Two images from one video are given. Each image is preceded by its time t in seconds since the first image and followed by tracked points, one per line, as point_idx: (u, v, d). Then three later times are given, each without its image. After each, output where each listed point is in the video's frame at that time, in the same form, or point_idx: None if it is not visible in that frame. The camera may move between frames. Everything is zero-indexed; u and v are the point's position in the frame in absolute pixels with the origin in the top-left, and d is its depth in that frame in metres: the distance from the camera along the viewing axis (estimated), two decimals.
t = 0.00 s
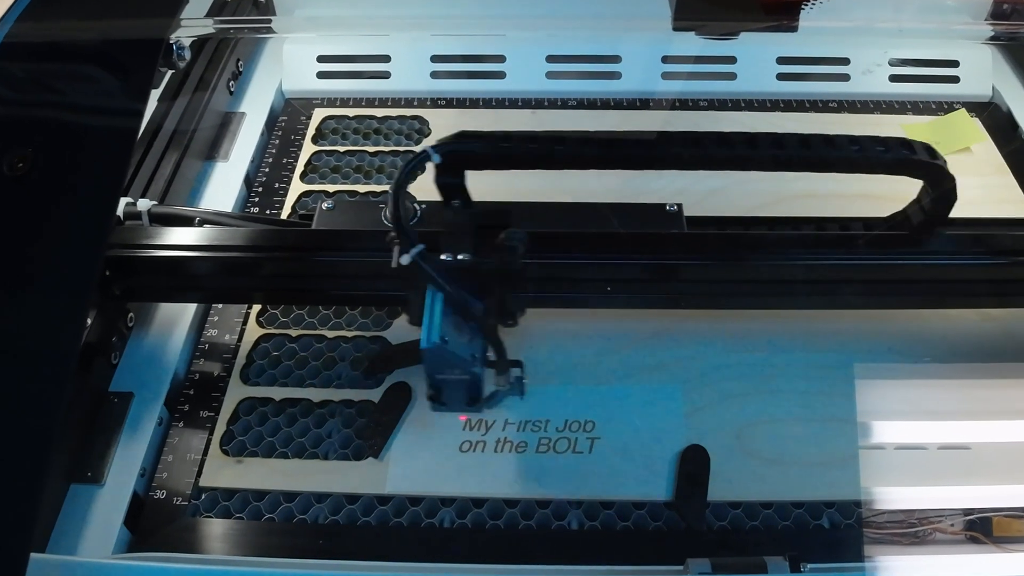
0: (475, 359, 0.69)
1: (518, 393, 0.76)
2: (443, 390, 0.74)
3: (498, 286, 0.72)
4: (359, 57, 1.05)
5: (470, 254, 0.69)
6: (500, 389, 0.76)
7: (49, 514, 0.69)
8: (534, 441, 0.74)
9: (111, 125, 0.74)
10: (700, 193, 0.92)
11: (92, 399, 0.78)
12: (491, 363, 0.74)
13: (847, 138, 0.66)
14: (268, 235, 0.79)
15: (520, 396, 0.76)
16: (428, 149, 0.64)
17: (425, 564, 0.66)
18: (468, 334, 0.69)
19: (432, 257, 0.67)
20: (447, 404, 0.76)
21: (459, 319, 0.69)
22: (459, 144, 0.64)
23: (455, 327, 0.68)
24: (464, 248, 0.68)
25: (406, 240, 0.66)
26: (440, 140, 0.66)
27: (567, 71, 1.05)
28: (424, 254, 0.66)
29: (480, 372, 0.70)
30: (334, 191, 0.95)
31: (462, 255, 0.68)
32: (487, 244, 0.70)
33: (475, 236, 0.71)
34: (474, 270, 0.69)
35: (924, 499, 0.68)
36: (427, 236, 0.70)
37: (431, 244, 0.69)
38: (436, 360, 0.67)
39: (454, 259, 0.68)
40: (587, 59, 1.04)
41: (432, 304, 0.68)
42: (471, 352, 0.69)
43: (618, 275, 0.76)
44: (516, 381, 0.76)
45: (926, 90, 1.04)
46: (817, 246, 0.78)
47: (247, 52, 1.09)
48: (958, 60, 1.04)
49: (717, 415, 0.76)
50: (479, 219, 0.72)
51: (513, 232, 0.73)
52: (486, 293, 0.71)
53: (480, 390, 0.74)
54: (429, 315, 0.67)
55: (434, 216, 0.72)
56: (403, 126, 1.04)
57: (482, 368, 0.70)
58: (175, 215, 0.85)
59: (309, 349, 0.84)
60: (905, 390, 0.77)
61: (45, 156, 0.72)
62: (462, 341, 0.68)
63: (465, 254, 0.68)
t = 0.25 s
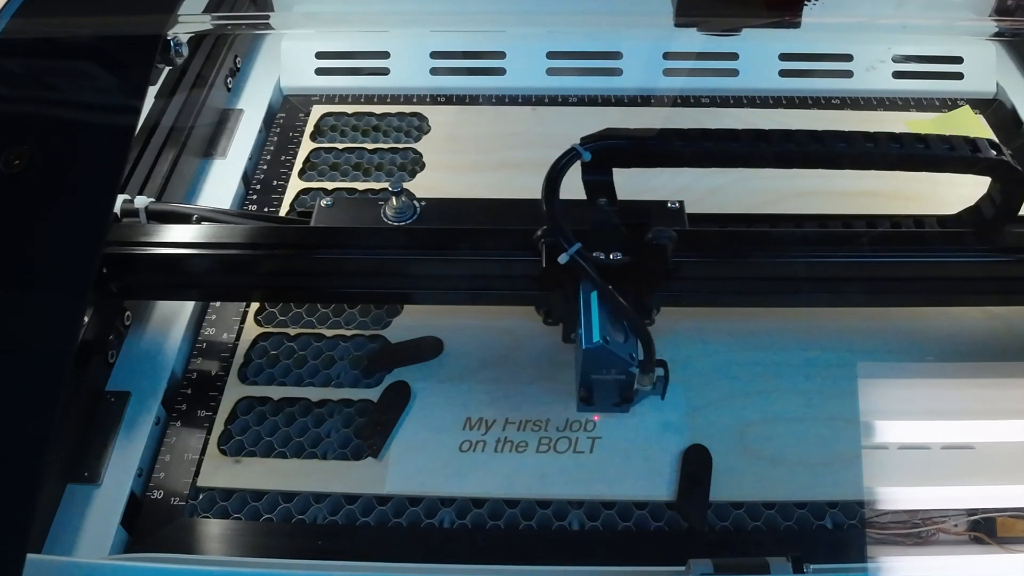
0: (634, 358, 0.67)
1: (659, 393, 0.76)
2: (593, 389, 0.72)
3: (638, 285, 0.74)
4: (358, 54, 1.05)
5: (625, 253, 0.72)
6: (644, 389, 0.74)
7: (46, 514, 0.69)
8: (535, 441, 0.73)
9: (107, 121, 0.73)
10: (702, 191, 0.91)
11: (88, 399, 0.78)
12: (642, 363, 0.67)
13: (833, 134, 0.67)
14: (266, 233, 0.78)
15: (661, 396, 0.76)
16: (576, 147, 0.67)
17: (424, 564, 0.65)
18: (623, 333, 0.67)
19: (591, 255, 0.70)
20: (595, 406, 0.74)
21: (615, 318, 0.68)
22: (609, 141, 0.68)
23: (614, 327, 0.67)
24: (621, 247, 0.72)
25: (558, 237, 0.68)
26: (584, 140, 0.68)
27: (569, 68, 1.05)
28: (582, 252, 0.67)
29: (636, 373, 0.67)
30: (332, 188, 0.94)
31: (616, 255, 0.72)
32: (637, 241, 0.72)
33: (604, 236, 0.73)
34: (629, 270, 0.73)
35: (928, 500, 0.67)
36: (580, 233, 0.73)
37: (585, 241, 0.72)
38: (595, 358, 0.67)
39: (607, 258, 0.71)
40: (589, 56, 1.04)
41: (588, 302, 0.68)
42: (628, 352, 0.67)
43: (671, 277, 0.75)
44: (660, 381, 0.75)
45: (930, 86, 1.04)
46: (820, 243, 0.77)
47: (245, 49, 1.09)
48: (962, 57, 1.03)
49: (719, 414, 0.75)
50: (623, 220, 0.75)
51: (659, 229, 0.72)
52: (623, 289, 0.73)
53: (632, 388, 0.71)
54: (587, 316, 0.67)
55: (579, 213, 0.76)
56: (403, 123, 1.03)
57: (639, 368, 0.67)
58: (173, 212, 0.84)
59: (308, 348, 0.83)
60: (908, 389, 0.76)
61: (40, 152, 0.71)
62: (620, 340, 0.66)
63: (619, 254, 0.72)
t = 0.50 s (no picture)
0: (474, 356, 0.68)
1: (514, 389, 0.74)
2: (439, 387, 0.72)
3: (495, 281, 0.71)
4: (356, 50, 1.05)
5: (467, 248, 0.68)
6: (496, 386, 0.74)
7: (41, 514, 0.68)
8: (534, 440, 0.73)
9: (103, 117, 0.72)
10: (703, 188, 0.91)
11: (84, 398, 0.77)
12: (486, 358, 0.73)
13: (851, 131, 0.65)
14: (263, 230, 0.77)
15: (517, 392, 0.74)
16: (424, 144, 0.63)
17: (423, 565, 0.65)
18: (463, 329, 0.68)
19: (432, 252, 0.67)
20: (444, 401, 0.74)
21: (455, 314, 0.68)
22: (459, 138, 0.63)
23: (453, 322, 0.68)
24: (462, 243, 0.68)
25: (402, 236, 0.66)
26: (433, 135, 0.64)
27: (568, 64, 1.04)
28: (421, 248, 0.66)
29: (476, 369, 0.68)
30: (330, 185, 0.94)
31: (461, 250, 0.68)
32: (485, 236, 0.70)
33: (455, 232, 0.70)
34: (474, 265, 0.69)
35: (932, 500, 0.67)
36: (424, 229, 0.70)
37: (428, 237, 0.69)
38: (434, 355, 0.66)
39: (453, 253, 0.68)
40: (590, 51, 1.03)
41: (429, 299, 0.67)
42: (469, 348, 0.68)
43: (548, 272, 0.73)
44: (514, 378, 0.74)
45: (934, 83, 1.03)
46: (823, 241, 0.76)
47: (243, 45, 1.08)
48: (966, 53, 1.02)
49: (721, 413, 0.74)
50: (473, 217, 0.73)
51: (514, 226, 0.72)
52: (483, 283, 0.70)
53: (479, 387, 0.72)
54: (426, 309, 0.66)
55: (438, 211, 0.74)
56: (402, 120, 1.02)
57: (478, 366, 0.69)
58: (169, 210, 0.84)
59: (305, 347, 0.83)
60: (911, 387, 0.76)
61: (36, 148, 0.70)
62: (457, 336, 0.67)
63: (463, 248, 0.68)
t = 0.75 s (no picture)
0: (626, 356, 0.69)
1: (655, 390, 0.74)
2: (588, 386, 0.73)
3: (628, 280, 0.72)
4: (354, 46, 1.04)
5: (615, 247, 0.69)
6: (641, 385, 0.73)
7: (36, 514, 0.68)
8: (535, 440, 0.72)
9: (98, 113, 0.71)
10: (705, 185, 0.90)
11: (80, 397, 0.76)
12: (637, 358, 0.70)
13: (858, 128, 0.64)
14: (261, 228, 0.77)
15: (657, 393, 0.74)
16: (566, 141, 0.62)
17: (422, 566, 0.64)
18: (618, 329, 0.68)
19: (582, 250, 0.67)
20: (591, 403, 0.74)
21: (609, 314, 0.68)
22: (603, 134, 0.60)
23: (608, 322, 0.67)
24: (609, 241, 0.69)
25: (554, 232, 0.67)
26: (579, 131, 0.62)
27: (570, 60, 1.03)
28: (576, 246, 0.66)
29: (631, 369, 0.70)
30: (329, 182, 0.93)
31: (607, 249, 0.69)
32: (630, 235, 0.69)
33: (601, 230, 0.69)
34: (610, 263, 0.70)
35: (936, 500, 0.66)
36: (572, 228, 0.69)
37: (577, 237, 0.68)
38: (590, 352, 0.68)
39: (599, 252, 0.68)
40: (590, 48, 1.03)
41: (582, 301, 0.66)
42: (621, 349, 0.68)
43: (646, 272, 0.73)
44: (655, 379, 0.72)
45: (938, 79, 1.03)
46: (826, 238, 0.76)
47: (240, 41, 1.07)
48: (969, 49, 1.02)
49: (722, 413, 0.74)
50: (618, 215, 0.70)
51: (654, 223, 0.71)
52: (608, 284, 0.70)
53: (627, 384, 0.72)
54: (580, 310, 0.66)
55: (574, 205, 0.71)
56: (401, 117, 1.01)
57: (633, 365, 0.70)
58: (167, 207, 0.83)
59: (304, 346, 0.82)
60: (914, 387, 0.75)
61: (32, 145, 0.70)
62: (613, 337, 0.68)
63: (611, 248, 0.69)
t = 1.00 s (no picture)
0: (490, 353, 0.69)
1: (531, 386, 0.75)
2: (452, 384, 0.72)
3: (509, 278, 0.70)
4: (353, 42, 1.02)
5: (485, 244, 0.67)
6: (513, 382, 0.74)
7: (32, 514, 0.67)
8: (535, 440, 0.72)
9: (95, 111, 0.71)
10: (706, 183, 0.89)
11: (76, 396, 0.76)
12: (507, 354, 0.73)
13: (861, 124, 0.63)
14: (258, 224, 0.76)
15: (534, 390, 0.75)
16: (442, 135, 0.64)
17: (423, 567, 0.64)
18: (481, 326, 0.68)
19: (447, 246, 0.67)
20: (461, 400, 0.74)
21: (473, 311, 0.68)
22: (476, 129, 0.63)
23: (470, 319, 0.67)
24: (478, 237, 0.67)
25: (418, 229, 0.68)
26: (451, 128, 0.64)
27: (570, 56, 1.03)
28: (440, 243, 0.67)
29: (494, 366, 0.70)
30: (327, 180, 0.92)
31: (475, 245, 0.67)
32: (500, 231, 0.69)
33: (468, 225, 0.69)
34: (488, 260, 0.68)
35: (940, 501, 0.66)
36: (439, 222, 0.69)
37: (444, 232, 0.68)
38: (450, 350, 0.66)
39: (468, 248, 0.67)
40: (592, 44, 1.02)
41: (445, 297, 0.67)
42: (484, 345, 0.68)
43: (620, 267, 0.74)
44: (531, 374, 0.75)
45: (943, 75, 1.02)
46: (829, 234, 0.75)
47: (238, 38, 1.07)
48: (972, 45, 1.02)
49: (724, 412, 0.73)
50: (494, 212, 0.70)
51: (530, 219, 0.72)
52: (495, 278, 0.69)
53: (494, 382, 0.72)
54: (443, 308, 0.66)
55: (446, 205, 0.71)
56: (399, 113, 1.01)
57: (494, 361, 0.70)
58: (163, 204, 0.82)
59: (301, 344, 0.81)
60: (917, 385, 0.75)
61: (29, 142, 0.69)
62: (476, 334, 0.67)
63: (479, 244, 0.67)
